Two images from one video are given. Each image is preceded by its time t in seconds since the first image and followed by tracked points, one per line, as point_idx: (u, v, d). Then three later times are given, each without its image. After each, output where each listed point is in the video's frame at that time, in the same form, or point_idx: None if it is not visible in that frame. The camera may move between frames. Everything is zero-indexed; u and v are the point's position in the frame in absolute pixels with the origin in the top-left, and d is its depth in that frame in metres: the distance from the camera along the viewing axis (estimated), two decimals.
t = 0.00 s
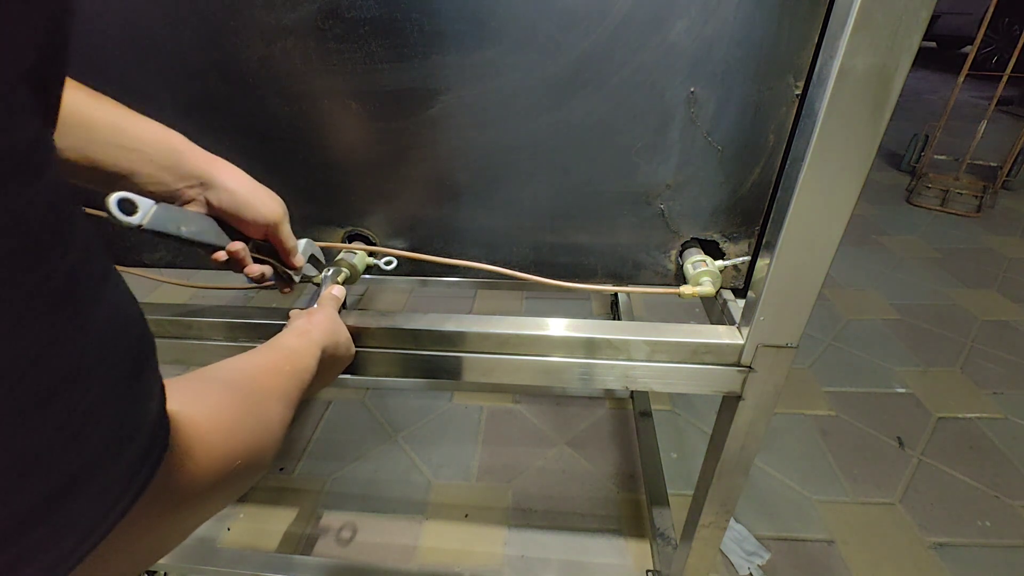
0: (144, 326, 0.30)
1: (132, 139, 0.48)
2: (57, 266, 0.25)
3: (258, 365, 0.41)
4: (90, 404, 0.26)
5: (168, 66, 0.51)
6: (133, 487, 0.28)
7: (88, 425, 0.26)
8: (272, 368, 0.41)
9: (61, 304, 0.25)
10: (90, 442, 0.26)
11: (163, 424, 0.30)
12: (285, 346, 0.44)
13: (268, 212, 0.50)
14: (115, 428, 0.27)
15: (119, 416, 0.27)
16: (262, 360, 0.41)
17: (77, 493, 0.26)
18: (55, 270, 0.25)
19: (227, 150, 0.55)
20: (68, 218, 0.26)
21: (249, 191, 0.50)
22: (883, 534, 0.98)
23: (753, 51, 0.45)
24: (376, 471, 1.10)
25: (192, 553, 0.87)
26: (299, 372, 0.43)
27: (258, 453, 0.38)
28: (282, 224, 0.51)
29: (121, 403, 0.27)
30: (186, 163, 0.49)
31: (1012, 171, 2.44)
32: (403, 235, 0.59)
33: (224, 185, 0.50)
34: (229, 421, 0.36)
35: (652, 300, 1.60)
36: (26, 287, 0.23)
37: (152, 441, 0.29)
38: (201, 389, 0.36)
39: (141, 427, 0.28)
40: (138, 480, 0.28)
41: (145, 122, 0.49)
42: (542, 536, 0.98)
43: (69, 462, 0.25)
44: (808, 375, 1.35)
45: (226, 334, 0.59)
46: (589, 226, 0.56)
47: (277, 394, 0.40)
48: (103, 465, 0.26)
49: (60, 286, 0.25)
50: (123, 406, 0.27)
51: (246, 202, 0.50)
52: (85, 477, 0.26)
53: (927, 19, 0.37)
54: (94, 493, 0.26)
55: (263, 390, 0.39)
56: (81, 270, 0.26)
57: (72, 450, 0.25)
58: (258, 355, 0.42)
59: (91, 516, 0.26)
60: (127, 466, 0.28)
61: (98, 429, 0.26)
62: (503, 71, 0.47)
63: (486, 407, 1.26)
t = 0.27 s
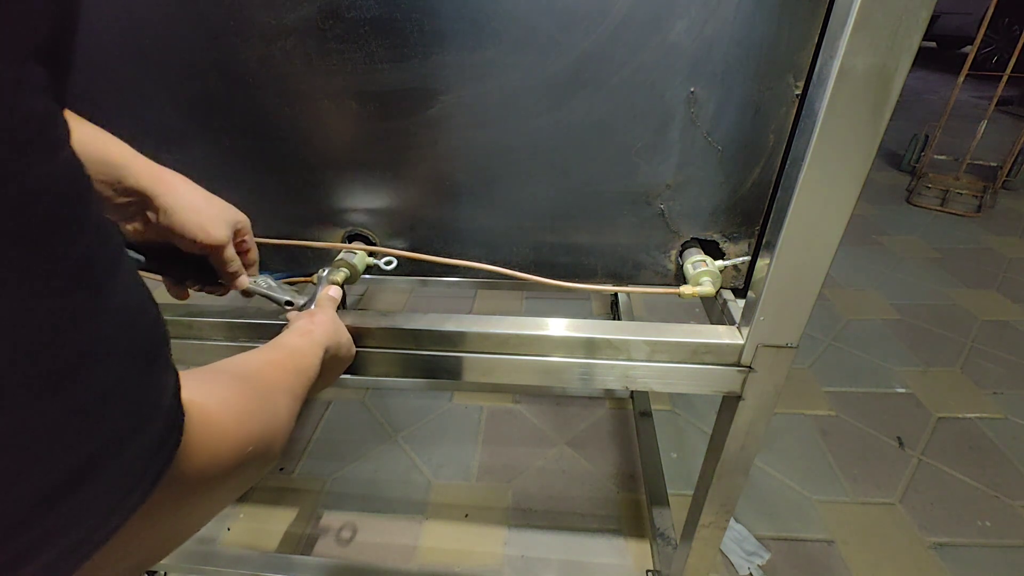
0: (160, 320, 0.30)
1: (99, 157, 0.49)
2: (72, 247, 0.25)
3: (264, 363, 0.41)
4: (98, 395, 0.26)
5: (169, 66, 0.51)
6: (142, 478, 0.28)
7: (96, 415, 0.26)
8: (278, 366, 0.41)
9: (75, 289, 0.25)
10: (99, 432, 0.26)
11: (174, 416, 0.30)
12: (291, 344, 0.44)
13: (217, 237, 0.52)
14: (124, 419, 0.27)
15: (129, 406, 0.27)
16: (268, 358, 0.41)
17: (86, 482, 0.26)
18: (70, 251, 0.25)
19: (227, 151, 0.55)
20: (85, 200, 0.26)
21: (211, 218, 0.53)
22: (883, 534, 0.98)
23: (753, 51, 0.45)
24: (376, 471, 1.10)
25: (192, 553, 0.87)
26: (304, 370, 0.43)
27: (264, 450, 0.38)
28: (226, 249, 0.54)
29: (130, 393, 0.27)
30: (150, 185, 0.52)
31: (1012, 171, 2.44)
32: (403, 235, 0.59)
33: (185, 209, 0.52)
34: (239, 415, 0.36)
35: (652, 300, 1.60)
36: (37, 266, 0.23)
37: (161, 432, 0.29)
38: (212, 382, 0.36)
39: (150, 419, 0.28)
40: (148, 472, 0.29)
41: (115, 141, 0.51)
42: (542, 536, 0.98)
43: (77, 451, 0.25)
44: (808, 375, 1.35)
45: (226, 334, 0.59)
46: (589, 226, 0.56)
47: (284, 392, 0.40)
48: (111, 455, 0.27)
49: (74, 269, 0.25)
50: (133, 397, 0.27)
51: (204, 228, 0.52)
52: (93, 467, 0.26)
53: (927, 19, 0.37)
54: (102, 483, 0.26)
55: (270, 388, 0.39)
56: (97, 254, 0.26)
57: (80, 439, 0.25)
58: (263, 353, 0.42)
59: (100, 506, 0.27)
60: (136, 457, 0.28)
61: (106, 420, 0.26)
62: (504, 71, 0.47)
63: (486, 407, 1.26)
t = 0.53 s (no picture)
0: (146, 318, 0.31)
1: (108, 157, 0.49)
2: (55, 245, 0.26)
3: (259, 364, 0.41)
4: (92, 389, 0.27)
5: (169, 66, 0.51)
6: (143, 474, 0.29)
7: (91, 410, 0.27)
8: (274, 366, 0.41)
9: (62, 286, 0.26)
10: (96, 427, 0.27)
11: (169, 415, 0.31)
12: (287, 344, 0.44)
13: (234, 233, 0.52)
14: (120, 413, 0.28)
15: (123, 401, 0.28)
16: (264, 358, 0.42)
17: (85, 477, 0.27)
18: (53, 249, 0.26)
19: (227, 150, 0.55)
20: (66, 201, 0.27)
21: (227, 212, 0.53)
22: (883, 534, 0.98)
23: (753, 51, 0.45)
24: (376, 471, 1.10)
25: (192, 553, 0.87)
26: (302, 370, 0.43)
27: (263, 450, 0.38)
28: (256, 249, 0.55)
29: (124, 388, 0.28)
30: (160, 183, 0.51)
31: (1012, 171, 2.44)
32: (403, 235, 0.59)
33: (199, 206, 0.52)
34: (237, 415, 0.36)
35: (652, 300, 1.60)
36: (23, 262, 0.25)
37: (157, 430, 0.30)
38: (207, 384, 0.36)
39: (145, 415, 0.29)
40: (148, 468, 0.29)
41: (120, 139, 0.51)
42: (542, 536, 0.98)
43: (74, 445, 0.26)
44: (808, 375, 1.35)
45: (226, 334, 0.59)
46: (589, 226, 0.56)
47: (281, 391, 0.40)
48: (108, 450, 0.27)
49: (57, 266, 0.26)
50: (126, 392, 0.28)
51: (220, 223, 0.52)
52: (91, 462, 0.27)
53: (927, 19, 0.37)
54: (101, 478, 0.27)
55: (267, 388, 0.39)
56: (80, 254, 0.28)
57: (76, 434, 0.26)
58: (259, 354, 0.42)
59: (102, 502, 0.27)
60: (135, 453, 0.28)
61: (102, 415, 0.27)
62: (504, 71, 0.47)
63: (486, 407, 1.26)
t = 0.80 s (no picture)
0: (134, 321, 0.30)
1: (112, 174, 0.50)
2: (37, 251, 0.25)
3: (260, 365, 0.41)
4: (77, 399, 0.26)
5: (168, 66, 0.51)
6: (130, 485, 0.28)
7: (75, 420, 0.25)
8: (274, 367, 0.41)
9: (45, 293, 0.25)
10: (80, 437, 0.26)
11: (157, 423, 0.30)
12: (288, 345, 0.44)
13: (246, 240, 0.52)
14: (106, 423, 0.27)
15: (109, 411, 0.27)
16: (264, 360, 0.41)
17: (71, 488, 0.26)
18: (35, 255, 0.25)
19: (227, 150, 0.55)
20: (49, 204, 0.26)
21: (237, 221, 0.53)
22: (884, 534, 0.98)
23: (753, 51, 0.45)
24: (376, 471, 1.10)
25: (192, 553, 0.87)
26: (304, 370, 0.43)
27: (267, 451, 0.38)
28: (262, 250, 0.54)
29: (109, 397, 0.27)
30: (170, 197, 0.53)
31: (1012, 171, 2.44)
32: (403, 235, 0.59)
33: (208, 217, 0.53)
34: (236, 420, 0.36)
35: (652, 300, 1.60)
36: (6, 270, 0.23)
37: (145, 439, 0.29)
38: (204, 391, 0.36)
39: (133, 424, 0.28)
40: (136, 478, 0.28)
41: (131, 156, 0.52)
42: (542, 536, 0.98)
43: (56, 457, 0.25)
44: (808, 375, 1.35)
45: (226, 334, 0.59)
46: (589, 226, 0.56)
47: (282, 393, 0.40)
48: (93, 460, 0.26)
49: (44, 271, 0.25)
50: (112, 402, 0.27)
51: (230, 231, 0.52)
52: (74, 473, 0.26)
53: (927, 19, 0.37)
54: (85, 489, 0.26)
55: (267, 390, 0.39)
56: (64, 258, 0.26)
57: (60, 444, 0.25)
58: (259, 356, 0.42)
59: (86, 515, 0.26)
60: (120, 463, 0.27)
61: (87, 425, 0.26)
62: (504, 71, 0.47)
63: (486, 407, 1.26)
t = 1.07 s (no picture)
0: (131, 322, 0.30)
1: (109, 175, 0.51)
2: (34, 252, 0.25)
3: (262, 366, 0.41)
4: (76, 398, 0.26)
5: (168, 66, 0.51)
6: (129, 484, 0.28)
7: (74, 419, 0.25)
8: (276, 367, 0.41)
9: (43, 293, 0.25)
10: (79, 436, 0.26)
11: (156, 422, 0.30)
12: (291, 345, 0.44)
13: (242, 237, 0.52)
14: (104, 423, 0.27)
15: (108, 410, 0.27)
16: (266, 361, 0.41)
17: (70, 488, 0.25)
18: (33, 256, 0.25)
19: (227, 150, 0.55)
20: (45, 206, 0.26)
21: (233, 221, 0.53)
22: (884, 534, 0.98)
23: (753, 51, 0.45)
24: (376, 471, 1.10)
25: (192, 553, 0.87)
26: (306, 371, 0.43)
27: (269, 452, 0.38)
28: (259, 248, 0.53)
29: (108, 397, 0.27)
30: (165, 199, 0.53)
31: (1012, 171, 2.44)
32: (403, 235, 0.59)
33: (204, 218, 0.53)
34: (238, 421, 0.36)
35: (652, 300, 1.60)
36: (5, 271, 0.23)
37: (143, 439, 0.29)
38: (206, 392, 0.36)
39: (131, 423, 0.28)
40: (134, 478, 0.28)
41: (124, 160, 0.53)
42: (542, 536, 0.98)
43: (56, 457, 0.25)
44: (808, 375, 1.35)
45: (226, 334, 0.59)
46: (588, 226, 0.56)
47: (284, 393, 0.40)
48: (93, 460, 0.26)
49: (42, 271, 0.25)
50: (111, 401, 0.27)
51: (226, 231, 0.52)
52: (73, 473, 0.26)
53: (927, 19, 0.37)
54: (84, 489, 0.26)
55: (269, 390, 0.39)
56: (62, 258, 0.26)
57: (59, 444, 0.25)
58: (261, 355, 0.42)
59: (84, 515, 0.26)
60: (118, 463, 0.27)
61: (86, 424, 0.26)
62: (504, 71, 0.47)
63: (486, 407, 1.26)
